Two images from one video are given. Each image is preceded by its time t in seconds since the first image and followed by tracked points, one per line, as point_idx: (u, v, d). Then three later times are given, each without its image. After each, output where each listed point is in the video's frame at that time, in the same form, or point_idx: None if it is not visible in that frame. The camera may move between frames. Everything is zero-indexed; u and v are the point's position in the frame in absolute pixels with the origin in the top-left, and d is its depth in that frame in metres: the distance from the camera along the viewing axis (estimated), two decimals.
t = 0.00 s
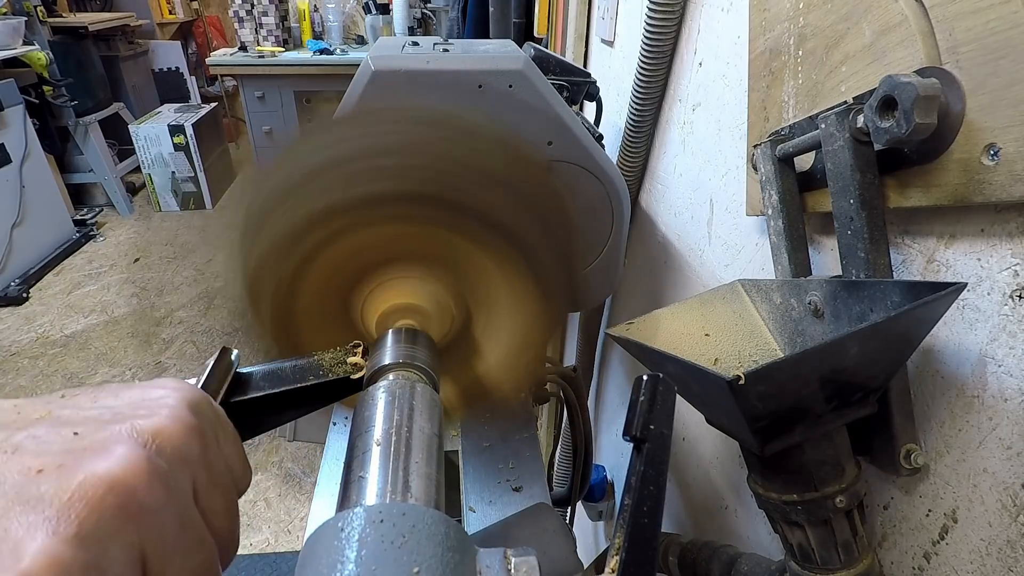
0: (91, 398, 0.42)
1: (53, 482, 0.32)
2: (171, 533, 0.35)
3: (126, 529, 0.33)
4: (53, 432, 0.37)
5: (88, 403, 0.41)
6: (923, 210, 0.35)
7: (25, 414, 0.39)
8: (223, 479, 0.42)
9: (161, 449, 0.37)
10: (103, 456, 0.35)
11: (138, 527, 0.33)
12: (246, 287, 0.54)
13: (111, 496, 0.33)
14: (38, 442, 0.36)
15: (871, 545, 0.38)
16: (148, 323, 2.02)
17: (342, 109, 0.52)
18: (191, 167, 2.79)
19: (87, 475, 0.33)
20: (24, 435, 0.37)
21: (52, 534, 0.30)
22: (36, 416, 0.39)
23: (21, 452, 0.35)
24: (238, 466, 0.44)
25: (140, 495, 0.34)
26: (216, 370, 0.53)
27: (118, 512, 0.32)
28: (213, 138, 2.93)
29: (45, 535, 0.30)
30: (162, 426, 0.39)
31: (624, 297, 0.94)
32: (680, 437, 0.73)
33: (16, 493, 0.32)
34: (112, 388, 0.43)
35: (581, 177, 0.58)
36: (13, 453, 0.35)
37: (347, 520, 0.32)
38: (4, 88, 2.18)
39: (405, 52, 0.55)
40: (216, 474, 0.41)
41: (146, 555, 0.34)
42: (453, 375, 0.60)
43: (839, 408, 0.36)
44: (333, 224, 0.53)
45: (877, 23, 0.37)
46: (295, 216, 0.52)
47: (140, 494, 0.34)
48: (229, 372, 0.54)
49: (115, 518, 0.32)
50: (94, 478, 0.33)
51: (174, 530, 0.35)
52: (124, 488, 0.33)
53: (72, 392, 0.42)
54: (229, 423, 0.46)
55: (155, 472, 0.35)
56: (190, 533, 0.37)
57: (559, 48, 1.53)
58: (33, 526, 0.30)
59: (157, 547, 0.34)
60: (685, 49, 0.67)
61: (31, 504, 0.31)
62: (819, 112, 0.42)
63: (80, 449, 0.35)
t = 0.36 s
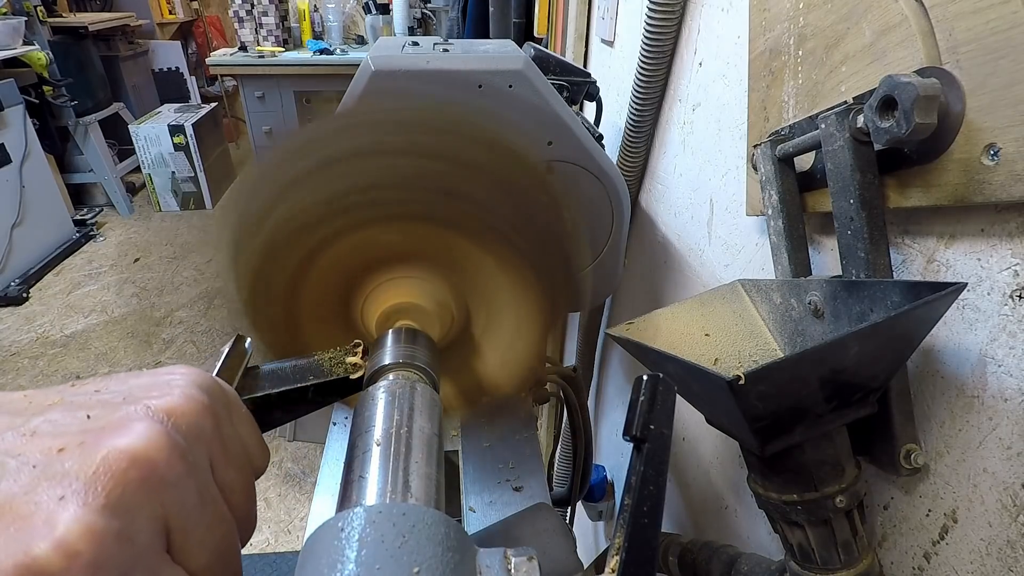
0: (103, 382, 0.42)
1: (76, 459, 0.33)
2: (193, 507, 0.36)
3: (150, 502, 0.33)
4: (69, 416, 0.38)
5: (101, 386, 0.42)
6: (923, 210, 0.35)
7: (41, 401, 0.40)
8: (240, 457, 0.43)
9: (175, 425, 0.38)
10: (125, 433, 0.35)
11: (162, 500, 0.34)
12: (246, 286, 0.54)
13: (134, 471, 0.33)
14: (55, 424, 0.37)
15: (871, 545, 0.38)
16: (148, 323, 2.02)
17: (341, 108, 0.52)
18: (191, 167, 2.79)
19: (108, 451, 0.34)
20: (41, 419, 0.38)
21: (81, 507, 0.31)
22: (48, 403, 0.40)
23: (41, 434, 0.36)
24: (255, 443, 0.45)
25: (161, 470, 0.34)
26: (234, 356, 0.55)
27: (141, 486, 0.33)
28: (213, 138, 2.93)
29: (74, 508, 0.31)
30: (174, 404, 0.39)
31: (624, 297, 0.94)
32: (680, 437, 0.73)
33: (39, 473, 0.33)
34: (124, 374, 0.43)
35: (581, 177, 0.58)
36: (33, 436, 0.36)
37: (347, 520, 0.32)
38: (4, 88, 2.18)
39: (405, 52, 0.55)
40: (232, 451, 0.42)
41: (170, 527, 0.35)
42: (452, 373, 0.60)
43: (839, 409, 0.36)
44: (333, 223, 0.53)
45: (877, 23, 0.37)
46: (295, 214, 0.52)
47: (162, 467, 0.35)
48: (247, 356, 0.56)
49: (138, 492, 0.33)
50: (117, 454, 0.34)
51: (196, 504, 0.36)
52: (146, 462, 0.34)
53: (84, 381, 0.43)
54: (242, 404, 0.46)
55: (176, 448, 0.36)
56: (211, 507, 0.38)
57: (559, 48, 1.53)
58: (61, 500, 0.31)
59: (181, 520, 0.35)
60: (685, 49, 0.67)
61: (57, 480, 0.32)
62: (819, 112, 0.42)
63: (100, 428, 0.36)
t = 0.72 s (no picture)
0: (109, 378, 0.42)
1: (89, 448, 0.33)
2: (205, 496, 0.36)
3: (165, 490, 0.34)
4: (76, 409, 0.38)
5: (107, 382, 0.41)
6: (923, 210, 0.35)
7: (47, 398, 0.40)
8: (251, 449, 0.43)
9: (184, 416, 0.38)
10: (137, 422, 0.35)
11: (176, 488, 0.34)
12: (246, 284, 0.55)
13: (148, 460, 0.33)
14: (65, 418, 0.37)
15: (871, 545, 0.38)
16: (148, 323, 2.02)
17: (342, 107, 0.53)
18: (191, 167, 2.79)
19: (122, 440, 0.34)
20: (50, 414, 0.38)
21: (99, 493, 0.31)
22: (56, 399, 0.40)
23: (51, 428, 0.36)
24: (266, 433, 0.45)
25: (175, 458, 0.35)
26: (247, 351, 0.55)
27: (155, 475, 0.33)
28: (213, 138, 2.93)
29: (92, 494, 0.31)
30: (182, 395, 0.39)
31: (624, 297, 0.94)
32: (680, 437, 0.73)
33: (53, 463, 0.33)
34: (129, 370, 0.43)
35: (581, 176, 0.58)
36: (43, 430, 0.36)
37: (347, 520, 0.32)
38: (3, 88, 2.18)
39: (405, 52, 0.55)
40: (241, 441, 0.42)
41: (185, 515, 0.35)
42: (453, 375, 0.60)
43: (839, 409, 0.35)
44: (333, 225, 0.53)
45: (877, 22, 0.37)
46: (296, 215, 0.52)
47: (175, 456, 0.35)
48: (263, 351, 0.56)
49: (153, 480, 0.33)
50: (132, 442, 0.34)
51: (209, 493, 0.37)
52: (160, 451, 0.34)
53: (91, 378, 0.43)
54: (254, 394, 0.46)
55: (188, 437, 0.36)
56: (223, 497, 0.38)
57: (559, 48, 1.53)
58: (79, 486, 0.31)
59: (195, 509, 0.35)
60: (685, 49, 0.67)
61: (71, 469, 0.32)
62: (819, 112, 0.42)
63: (111, 419, 0.36)
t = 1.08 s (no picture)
0: (109, 382, 0.42)
1: (91, 455, 0.33)
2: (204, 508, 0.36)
3: (166, 501, 0.34)
4: (78, 415, 0.38)
5: (108, 386, 0.41)
6: (923, 210, 0.35)
7: (49, 401, 0.40)
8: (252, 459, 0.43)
9: (186, 426, 0.38)
10: (139, 431, 0.35)
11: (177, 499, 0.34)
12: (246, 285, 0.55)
13: (150, 471, 0.34)
14: (66, 424, 0.37)
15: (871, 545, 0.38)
16: (148, 323, 2.02)
17: (343, 108, 0.53)
18: (191, 167, 2.79)
19: (125, 450, 0.34)
20: (52, 419, 0.38)
21: (100, 501, 0.31)
22: (57, 404, 0.40)
23: (53, 434, 0.36)
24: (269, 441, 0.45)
25: (177, 469, 0.35)
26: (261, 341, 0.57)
27: (156, 487, 0.33)
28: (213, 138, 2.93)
29: (94, 503, 0.31)
30: (183, 404, 0.39)
31: (624, 297, 0.94)
32: (680, 437, 0.73)
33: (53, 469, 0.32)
34: (129, 376, 0.43)
35: (580, 176, 0.59)
36: (45, 436, 0.36)
37: (347, 520, 0.32)
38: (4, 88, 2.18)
39: (405, 52, 0.55)
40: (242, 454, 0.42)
41: (184, 527, 0.35)
42: (453, 374, 0.60)
43: (839, 409, 0.35)
44: (333, 224, 0.53)
45: (877, 23, 0.37)
46: (297, 214, 0.52)
47: (177, 467, 0.35)
48: (276, 345, 0.58)
49: (154, 491, 0.33)
50: (135, 452, 0.34)
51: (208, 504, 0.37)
52: (162, 462, 0.34)
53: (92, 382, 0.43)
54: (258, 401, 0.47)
55: (190, 448, 0.36)
56: (222, 509, 0.38)
57: (559, 48, 1.53)
58: (80, 494, 0.31)
59: (194, 520, 0.36)
60: (685, 49, 0.67)
61: (72, 476, 0.32)
62: (819, 112, 0.42)
63: (113, 427, 0.36)
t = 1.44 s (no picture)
0: (110, 381, 0.42)
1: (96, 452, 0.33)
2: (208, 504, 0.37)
3: (169, 498, 0.34)
4: (80, 413, 0.37)
5: (109, 384, 0.41)
6: (923, 210, 0.35)
7: (50, 400, 0.40)
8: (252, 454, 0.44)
9: (186, 422, 0.38)
10: (143, 427, 0.35)
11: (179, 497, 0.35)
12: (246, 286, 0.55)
13: (153, 467, 0.34)
14: (68, 422, 0.37)
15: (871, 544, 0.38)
16: (148, 323, 2.02)
17: (341, 110, 0.51)
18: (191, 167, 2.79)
19: (128, 446, 0.34)
20: (53, 418, 0.37)
21: (105, 496, 0.31)
22: (59, 402, 0.39)
23: (55, 432, 0.36)
24: (271, 435, 0.46)
25: (181, 466, 0.35)
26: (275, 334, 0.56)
27: (160, 481, 0.34)
28: (213, 138, 2.93)
29: (98, 497, 0.31)
30: (184, 401, 0.39)
31: (624, 297, 0.94)
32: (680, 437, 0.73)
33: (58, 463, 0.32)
34: (127, 375, 0.43)
35: (582, 178, 0.57)
36: (47, 432, 0.36)
37: (347, 519, 0.32)
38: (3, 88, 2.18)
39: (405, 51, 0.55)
40: (245, 448, 0.43)
41: (187, 525, 0.35)
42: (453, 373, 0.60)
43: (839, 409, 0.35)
44: (332, 223, 0.54)
45: (877, 23, 0.38)
46: (296, 215, 0.52)
47: (181, 464, 0.35)
48: (284, 347, 0.56)
49: (157, 487, 0.33)
50: (140, 447, 0.34)
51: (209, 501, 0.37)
52: (165, 459, 0.34)
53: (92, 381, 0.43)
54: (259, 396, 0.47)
55: (194, 445, 0.36)
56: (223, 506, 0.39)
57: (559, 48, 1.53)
58: (85, 488, 0.31)
59: (197, 517, 0.36)
60: (685, 49, 0.67)
61: (76, 470, 0.32)
62: (820, 112, 0.42)
63: (115, 424, 0.36)
